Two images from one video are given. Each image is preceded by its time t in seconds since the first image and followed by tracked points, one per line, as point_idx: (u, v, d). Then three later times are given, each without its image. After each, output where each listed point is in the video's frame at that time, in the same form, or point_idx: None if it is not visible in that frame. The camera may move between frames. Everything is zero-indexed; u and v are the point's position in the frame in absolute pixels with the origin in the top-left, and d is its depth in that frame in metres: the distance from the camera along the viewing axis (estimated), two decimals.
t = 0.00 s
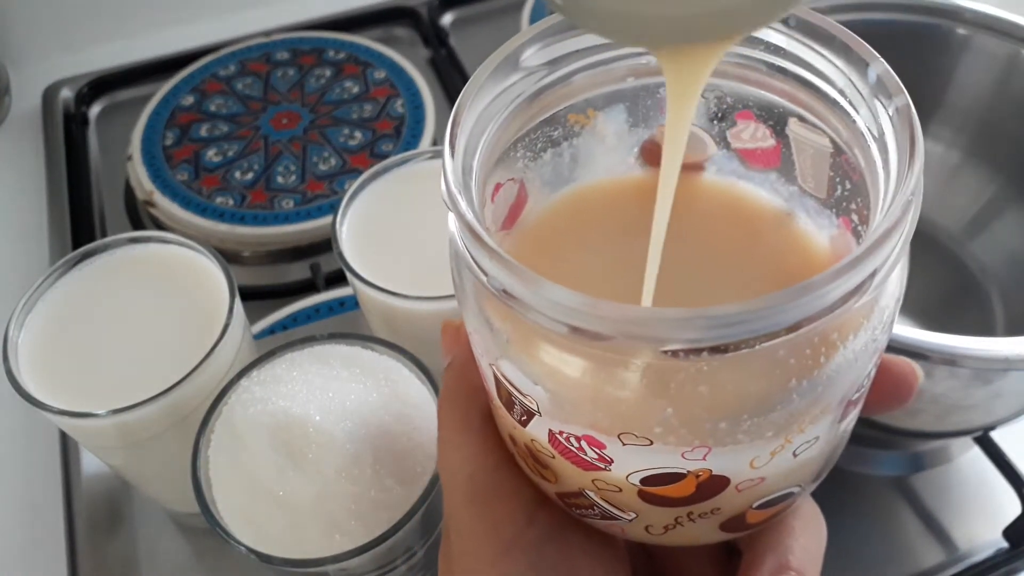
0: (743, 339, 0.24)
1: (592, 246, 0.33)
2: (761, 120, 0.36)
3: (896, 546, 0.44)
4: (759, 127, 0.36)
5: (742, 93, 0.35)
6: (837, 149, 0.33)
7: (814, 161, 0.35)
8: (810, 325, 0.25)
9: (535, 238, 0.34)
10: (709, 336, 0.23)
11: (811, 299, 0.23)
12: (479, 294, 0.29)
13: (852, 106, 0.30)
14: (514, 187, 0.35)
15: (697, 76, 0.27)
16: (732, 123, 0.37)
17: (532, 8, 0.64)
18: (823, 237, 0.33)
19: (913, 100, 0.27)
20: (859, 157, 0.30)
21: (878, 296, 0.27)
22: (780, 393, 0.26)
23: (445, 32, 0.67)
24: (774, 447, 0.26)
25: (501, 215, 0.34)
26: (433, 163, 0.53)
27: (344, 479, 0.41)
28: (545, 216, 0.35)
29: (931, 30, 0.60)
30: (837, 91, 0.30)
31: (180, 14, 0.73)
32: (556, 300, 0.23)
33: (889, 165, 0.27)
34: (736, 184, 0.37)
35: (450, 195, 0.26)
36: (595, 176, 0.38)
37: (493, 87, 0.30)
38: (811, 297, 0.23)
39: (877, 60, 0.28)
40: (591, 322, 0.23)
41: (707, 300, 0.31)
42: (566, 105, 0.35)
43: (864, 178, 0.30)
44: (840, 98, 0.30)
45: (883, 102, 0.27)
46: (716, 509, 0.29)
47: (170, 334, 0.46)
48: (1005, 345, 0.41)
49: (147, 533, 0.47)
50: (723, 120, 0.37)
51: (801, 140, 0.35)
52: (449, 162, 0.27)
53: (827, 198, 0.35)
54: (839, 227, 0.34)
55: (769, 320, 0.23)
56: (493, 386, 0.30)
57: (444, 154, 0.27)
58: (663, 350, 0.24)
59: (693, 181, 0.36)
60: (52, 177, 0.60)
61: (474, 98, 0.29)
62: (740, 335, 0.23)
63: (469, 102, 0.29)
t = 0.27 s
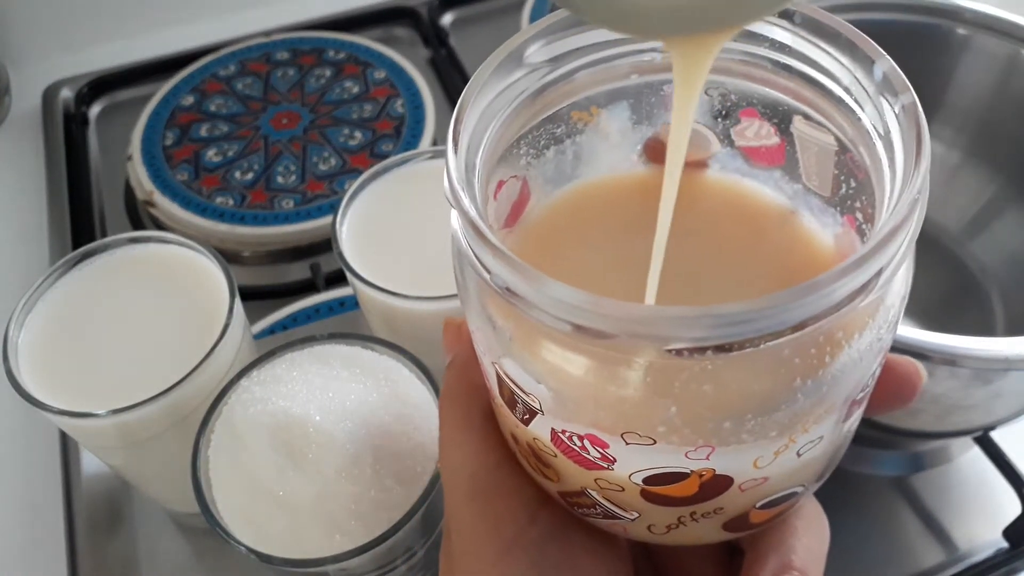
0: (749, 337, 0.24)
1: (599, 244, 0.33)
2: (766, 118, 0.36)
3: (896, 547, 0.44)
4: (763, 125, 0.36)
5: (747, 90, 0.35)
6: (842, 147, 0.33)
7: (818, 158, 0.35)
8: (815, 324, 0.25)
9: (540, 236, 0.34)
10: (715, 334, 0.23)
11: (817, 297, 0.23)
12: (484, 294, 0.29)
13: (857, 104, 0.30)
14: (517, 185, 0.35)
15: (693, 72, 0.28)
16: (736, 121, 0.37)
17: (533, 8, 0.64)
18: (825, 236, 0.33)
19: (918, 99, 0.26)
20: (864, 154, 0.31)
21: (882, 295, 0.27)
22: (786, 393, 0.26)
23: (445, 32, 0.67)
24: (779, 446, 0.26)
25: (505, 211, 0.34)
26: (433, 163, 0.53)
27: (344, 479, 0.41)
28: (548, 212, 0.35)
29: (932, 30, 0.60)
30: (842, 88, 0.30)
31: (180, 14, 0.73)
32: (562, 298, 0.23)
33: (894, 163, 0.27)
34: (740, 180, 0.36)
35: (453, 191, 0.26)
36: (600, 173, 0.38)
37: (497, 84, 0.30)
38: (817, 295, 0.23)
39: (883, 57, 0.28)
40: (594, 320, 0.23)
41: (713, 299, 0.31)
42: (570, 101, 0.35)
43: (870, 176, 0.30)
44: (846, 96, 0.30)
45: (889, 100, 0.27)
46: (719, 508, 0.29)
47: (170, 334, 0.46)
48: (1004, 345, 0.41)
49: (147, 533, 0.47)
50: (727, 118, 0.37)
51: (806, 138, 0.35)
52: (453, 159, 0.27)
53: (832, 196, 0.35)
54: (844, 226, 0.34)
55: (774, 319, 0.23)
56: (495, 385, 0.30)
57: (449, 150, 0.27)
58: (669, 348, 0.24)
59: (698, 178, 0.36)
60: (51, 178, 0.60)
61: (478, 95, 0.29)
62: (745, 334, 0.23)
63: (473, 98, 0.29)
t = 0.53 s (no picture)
0: (760, 343, 0.24)
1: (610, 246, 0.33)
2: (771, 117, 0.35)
3: (896, 547, 0.44)
4: (769, 125, 0.36)
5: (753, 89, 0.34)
6: (849, 147, 0.33)
7: (824, 157, 0.35)
8: (828, 330, 0.25)
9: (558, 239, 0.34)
10: (726, 340, 0.23)
11: (829, 305, 0.23)
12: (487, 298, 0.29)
13: (868, 104, 0.29)
14: (518, 183, 0.35)
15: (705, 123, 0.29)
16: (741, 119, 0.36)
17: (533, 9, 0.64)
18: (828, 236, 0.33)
19: (931, 100, 0.26)
20: (874, 155, 0.30)
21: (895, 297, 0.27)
22: (797, 398, 0.26)
23: (445, 32, 0.67)
24: (787, 450, 0.27)
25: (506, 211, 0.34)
26: (434, 163, 0.53)
27: (344, 479, 0.41)
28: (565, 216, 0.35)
29: (932, 30, 0.60)
30: (852, 88, 0.30)
31: (180, 14, 0.73)
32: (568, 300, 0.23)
33: (905, 169, 0.27)
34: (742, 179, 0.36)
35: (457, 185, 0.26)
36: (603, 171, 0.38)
37: (501, 80, 0.30)
38: (831, 302, 0.22)
39: (894, 58, 0.28)
40: (599, 323, 0.23)
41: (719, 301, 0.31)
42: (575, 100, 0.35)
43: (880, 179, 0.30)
44: (855, 96, 0.30)
45: (900, 101, 0.27)
46: (724, 513, 0.29)
47: (170, 334, 0.46)
48: (1004, 345, 0.41)
49: (147, 533, 0.47)
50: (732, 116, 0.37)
51: (812, 138, 0.35)
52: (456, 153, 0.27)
53: (837, 196, 0.35)
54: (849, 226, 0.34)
55: (788, 324, 0.23)
56: (499, 388, 0.30)
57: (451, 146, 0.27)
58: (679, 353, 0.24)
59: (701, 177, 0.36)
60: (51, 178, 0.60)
61: (484, 90, 0.29)
62: (757, 340, 0.23)
63: (478, 95, 0.29)
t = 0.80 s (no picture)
0: (798, 354, 0.23)
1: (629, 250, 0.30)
2: (783, 118, 0.36)
3: (896, 547, 0.44)
4: (779, 125, 0.36)
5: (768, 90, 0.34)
6: (865, 153, 0.32)
7: (837, 163, 0.34)
8: (861, 343, 0.24)
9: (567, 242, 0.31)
10: (761, 351, 0.23)
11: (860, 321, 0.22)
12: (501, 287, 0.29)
13: (891, 113, 0.29)
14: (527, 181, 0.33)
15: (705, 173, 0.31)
16: (751, 121, 0.36)
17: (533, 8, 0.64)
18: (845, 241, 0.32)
19: (961, 109, 0.26)
20: (896, 164, 0.30)
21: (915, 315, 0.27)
22: (825, 408, 0.26)
23: (445, 32, 0.67)
24: (807, 460, 0.27)
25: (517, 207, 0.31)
26: (434, 163, 0.53)
27: (344, 479, 0.41)
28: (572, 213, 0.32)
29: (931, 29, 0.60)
30: (876, 97, 0.30)
31: (180, 14, 0.73)
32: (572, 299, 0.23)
33: (934, 180, 0.26)
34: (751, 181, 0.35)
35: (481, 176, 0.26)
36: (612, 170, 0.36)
37: (523, 76, 0.29)
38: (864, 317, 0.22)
39: (921, 65, 0.27)
40: (608, 324, 0.23)
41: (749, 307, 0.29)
42: (589, 97, 0.34)
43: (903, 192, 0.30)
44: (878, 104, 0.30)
45: (928, 110, 0.27)
46: (737, 518, 0.29)
47: (170, 335, 0.46)
48: (1003, 344, 0.41)
49: (147, 533, 0.47)
50: (742, 118, 0.36)
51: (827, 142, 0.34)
52: (482, 139, 0.26)
53: (847, 201, 0.34)
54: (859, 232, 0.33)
55: (820, 337, 0.22)
56: (512, 390, 0.29)
57: (478, 129, 0.27)
58: (716, 363, 0.24)
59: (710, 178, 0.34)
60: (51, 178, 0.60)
61: (508, 81, 0.28)
62: (791, 352, 0.23)
63: (501, 90, 0.28)
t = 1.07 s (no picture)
0: (886, 361, 0.23)
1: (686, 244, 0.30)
2: (823, 127, 0.35)
3: (896, 546, 0.44)
4: (817, 133, 0.36)
5: (810, 94, 0.33)
6: (906, 167, 0.32)
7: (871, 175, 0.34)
8: (945, 353, 0.23)
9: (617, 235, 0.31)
10: (862, 354, 0.22)
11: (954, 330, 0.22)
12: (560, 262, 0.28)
13: (956, 134, 0.29)
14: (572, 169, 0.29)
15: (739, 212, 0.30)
16: (790, 126, 0.36)
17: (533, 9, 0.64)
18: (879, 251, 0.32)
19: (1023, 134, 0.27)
20: (951, 184, 0.29)
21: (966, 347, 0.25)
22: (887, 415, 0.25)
23: (445, 32, 0.67)
24: (860, 461, 0.27)
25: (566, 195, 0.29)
26: (434, 162, 0.53)
27: (344, 479, 0.41)
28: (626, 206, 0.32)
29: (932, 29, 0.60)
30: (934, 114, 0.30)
31: (180, 14, 0.73)
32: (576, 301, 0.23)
33: (1007, 189, 0.26)
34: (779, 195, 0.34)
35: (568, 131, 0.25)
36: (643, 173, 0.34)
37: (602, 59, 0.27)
38: (959, 326, 0.22)
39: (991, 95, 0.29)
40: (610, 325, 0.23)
41: (806, 305, 0.28)
42: (636, 89, 0.31)
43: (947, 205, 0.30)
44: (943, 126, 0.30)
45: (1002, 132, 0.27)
46: (776, 516, 0.29)
47: (170, 335, 0.46)
48: (1003, 344, 0.40)
49: (147, 533, 0.47)
50: (781, 122, 0.35)
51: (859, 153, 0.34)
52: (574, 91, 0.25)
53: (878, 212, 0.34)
54: (890, 244, 0.33)
55: (919, 343, 0.22)
56: (563, 381, 0.28)
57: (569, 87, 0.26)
58: (821, 364, 0.23)
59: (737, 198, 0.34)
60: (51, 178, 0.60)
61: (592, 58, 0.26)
62: (882, 358, 0.22)
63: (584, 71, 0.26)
